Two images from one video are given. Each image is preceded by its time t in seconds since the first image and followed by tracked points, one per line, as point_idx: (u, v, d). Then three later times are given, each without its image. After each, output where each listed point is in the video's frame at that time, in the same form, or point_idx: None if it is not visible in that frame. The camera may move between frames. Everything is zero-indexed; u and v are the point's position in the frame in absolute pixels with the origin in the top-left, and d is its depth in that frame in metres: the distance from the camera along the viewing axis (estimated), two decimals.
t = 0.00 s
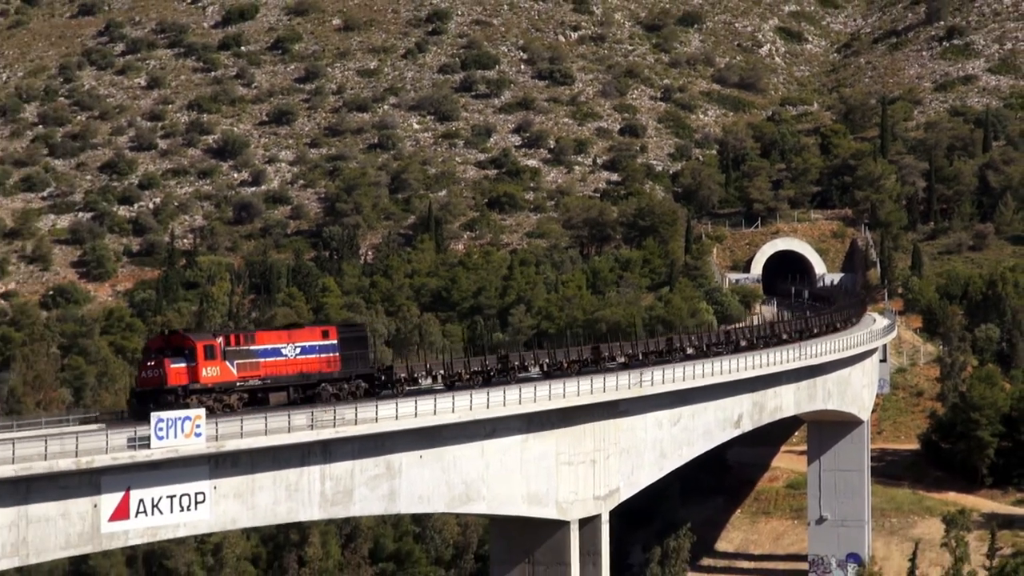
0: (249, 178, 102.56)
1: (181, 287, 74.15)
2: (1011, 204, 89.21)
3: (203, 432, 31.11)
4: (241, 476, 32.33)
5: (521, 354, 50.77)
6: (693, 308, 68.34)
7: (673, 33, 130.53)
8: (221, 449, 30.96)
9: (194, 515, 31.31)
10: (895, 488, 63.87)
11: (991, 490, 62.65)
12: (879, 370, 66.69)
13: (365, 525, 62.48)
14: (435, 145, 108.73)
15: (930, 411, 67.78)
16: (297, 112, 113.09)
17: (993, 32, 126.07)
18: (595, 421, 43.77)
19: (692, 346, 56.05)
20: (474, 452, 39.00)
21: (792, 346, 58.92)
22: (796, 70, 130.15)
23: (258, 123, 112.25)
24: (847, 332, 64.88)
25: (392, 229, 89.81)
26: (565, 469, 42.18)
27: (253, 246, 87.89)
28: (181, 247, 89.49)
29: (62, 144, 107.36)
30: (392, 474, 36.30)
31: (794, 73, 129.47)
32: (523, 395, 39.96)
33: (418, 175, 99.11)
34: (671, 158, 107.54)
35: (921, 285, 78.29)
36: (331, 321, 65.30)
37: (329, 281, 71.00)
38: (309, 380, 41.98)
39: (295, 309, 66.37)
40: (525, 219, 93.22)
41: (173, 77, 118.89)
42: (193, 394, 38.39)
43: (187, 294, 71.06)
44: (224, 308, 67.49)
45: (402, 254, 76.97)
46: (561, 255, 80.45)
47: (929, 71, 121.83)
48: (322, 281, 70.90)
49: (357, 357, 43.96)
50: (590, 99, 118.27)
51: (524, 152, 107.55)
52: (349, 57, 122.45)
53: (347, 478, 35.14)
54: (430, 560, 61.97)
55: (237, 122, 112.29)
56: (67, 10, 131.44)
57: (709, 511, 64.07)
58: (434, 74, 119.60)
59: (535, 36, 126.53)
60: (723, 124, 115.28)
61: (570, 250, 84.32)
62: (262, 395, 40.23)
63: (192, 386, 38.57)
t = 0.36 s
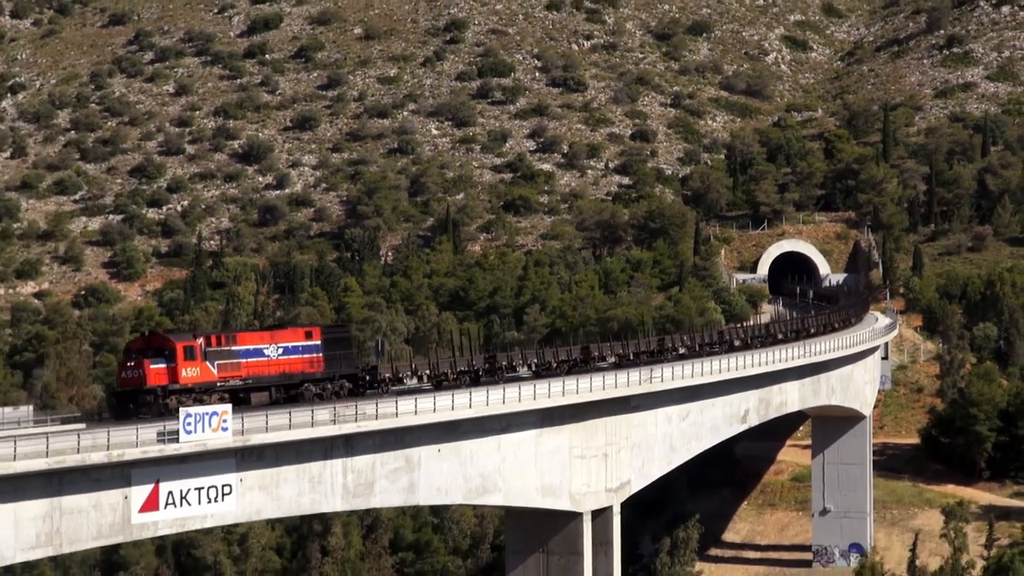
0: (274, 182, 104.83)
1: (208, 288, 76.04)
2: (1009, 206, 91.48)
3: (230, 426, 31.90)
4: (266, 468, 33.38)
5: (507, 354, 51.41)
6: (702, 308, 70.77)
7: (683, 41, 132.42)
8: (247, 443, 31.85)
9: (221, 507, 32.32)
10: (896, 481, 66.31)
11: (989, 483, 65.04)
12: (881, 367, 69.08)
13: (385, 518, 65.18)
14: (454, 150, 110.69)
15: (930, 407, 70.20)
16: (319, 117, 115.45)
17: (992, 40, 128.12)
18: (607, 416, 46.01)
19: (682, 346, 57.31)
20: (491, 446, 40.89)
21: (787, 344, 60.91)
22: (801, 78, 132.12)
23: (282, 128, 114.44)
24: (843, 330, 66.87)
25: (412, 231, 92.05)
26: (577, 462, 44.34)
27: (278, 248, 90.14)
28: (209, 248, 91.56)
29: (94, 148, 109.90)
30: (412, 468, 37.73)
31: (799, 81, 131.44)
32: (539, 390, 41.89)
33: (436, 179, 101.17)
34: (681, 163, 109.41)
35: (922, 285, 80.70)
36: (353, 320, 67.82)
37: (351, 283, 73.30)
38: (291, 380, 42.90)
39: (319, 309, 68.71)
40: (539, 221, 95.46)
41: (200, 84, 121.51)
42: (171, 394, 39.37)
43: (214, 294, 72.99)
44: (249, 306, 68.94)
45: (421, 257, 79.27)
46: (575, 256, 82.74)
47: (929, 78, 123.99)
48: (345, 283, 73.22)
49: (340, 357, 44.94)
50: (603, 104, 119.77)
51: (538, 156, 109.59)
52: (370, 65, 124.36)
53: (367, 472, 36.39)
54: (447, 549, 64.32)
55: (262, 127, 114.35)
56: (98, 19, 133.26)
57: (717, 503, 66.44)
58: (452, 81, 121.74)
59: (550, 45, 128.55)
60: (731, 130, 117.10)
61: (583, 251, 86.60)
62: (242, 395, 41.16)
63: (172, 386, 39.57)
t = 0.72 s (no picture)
0: (300, 186, 106.93)
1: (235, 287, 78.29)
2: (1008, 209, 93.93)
3: (257, 421, 33.28)
4: (292, 461, 34.77)
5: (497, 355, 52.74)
6: (711, 306, 73.23)
7: (693, 51, 135.03)
8: (273, 437, 33.18)
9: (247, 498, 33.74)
10: (899, 474, 68.74)
11: (989, 475, 67.46)
12: (884, 363, 71.56)
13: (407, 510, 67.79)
14: (473, 156, 112.71)
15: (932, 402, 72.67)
16: (343, 124, 117.81)
17: (991, 50, 130.35)
18: (620, 410, 48.04)
19: (675, 346, 59.00)
20: (508, 440, 42.56)
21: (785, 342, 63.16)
22: (807, 86, 134.18)
23: (308, 135, 117.03)
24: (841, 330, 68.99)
25: (433, 233, 94.56)
26: (592, 456, 46.19)
27: (303, 249, 92.68)
28: (237, 249, 93.73)
29: (127, 154, 112.34)
30: (432, 461, 39.29)
31: (805, 89, 133.52)
32: (554, 386, 43.50)
33: (456, 184, 103.11)
34: (691, 167, 111.32)
35: (924, 286, 83.22)
36: (376, 318, 70.68)
37: (374, 281, 75.82)
38: (275, 380, 44.43)
39: (342, 307, 71.21)
40: (555, 224, 97.97)
41: (229, 92, 124.10)
42: (152, 394, 40.78)
43: (242, 292, 75.46)
44: (276, 305, 72.23)
45: (440, 257, 81.75)
46: (589, 257, 85.24)
47: (931, 86, 126.27)
48: (368, 281, 75.71)
49: (324, 358, 46.28)
50: (616, 112, 122.16)
51: (554, 161, 111.94)
52: (393, 74, 126.79)
53: (390, 464, 37.97)
54: (467, 540, 66.75)
55: (288, 133, 116.99)
56: (131, 29, 137.68)
57: (727, 494, 69.33)
58: (471, 89, 123.97)
59: (565, 53, 131.22)
60: (740, 136, 119.13)
61: (598, 252, 89.10)
62: (224, 394, 42.50)
63: (153, 386, 40.99)
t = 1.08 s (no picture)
0: (324, 190, 108.78)
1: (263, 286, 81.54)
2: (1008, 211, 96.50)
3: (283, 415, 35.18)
4: (318, 454, 36.85)
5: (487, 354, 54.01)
6: (721, 306, 75.79)
7: (705, 57, 135.92)
8: (300, 431, 35.17)
9: (273, 489, 35.71)
10: (903, 466, 71.28)
11: (990, 468, 69.98)
12: (888, 360, 74.16)
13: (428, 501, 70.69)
14: (492, 159, 114.25)
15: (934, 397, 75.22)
16: (367, 129, 119.38)
17: (992, 57, 132.43)
18: (635, 406, 50.48)
19: (670, 345, 60.22)
20: (527, 433, 44.96)
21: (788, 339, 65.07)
22: (815, 92, 135.89)
23: (333, 139, 118.41)
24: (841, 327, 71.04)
25: (453, 234, 97.15)
26: (607, 448, 48.64)
27: (329, 250, 95.33)
28: (264, 250, 96.09)
29: (158, 157, 114.05)
30: (453, 454, 41.78)
31: (812, 94, 135.21)
32: (570, 382, 45.88)
33: (476, 186, 105.41)
34: (703, 171, 113.14)
35: (927, 285, 85.71)
36: (399, 317, 73.47)
37: (396, 282, 78.37)
38: (259, 379, 45.03)
39: (367, 306, 73.79)
40: (572, 225, 100.36)
41: (256, 98, 125.93)
42: (133, 394, 41.09)
43: (269, 293, 78.13)
44: (302, 303, 75.43)
45: (459, 259, 84.21)
46: (604, 258, 87.71)
47: (934, 92, 128.51)
48: (390, 283, 78.25)
49: (308, 358, 47.09)
50: (630, 117, 123.26)
51: (569, 165, 113.38)
52: (415, 81, 128.46)
53: (412, 457, 40.16)
54: (486, 529, 69.34)
55: (313, 138, 118.36)
56: (163, 38, 138.94)
57: (737, 486, 71.85)
58: (490, 95, 125.55)
59: (581, 61, 132.01)
60: (750, 140, 120.48)
61: (612, 253, 91.53)
62: (207, 394, 43.00)
63: (134, 386, 41.29)
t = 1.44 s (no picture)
0: (351, 194, 110.92)
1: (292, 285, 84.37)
2: (1011, 214, 99.06)
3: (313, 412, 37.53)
4: (344, 448, 39.53)
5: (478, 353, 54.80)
6: (733, 305, 78.52)
7: (717, 66, 137.08)
8: (327, 426, 37.53)
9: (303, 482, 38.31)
10: (910, 460, 73.78)
11: (994, 462, 72.42)
12: (895, 357, 76.73)
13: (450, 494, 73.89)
14: (513, 164, 116.10)
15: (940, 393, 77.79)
16: (392, 134, 121.37)
17: (995, 65, 134.57)
18: (650, 402, 52.85)
19: (667, 345, 61.66)
20: (545, 428, 47.35)
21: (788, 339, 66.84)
22: (823, 99, 137.70)
23: (359, 145, 120.43)
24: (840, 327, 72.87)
25: (475, 236, 99.91)
26: (624, 443, 51.03)
27: (355, 252, 98.20)
28: (293, 252, 98.68)
29: (191, 162, 116.23)
30: (474, 447, 44.15)
31: (821, 101, 137.03)
32: (586, 379, 48.12)
33: (497, 191, 108.02)
34: (716, 175, 115.79)
35: (932, 285, 88.25)
36: (422, 315, 76.16)
37: (421, 281, 81.12)
38: (244, 380, 45.39)
39: (392, 305, 76.51)
40: (589, 228, 102.85)
41: (286, 105, 127.60)
42: (115, 394, 41.53)
43: (297, 292, 81.05)
44: (330, 303, 77.85)
45: (480, 258, 86.85)
46: (620, 259, 90.31)
47: (939, 99, 130.76)
48: (414, 281, 80.99)
49: (296, 358, 47.24)
50: (644, 123, 124.97)
51: (587, 170, 115.13)
52: (437, 88, 129.38)
53: (435, 451, 42.68)
54: (507, 521, 72.31)
55: (341, 143, 120.35)
56: (196, 47, 140.78)
57: (749, 479, 74.46)
58: (511, 103, 126.70)
59: (598, 70, 133.57)
60: (762, 146, 122.49)
61: (628, 254, 94.17)
62: (193, 394, 43.50)
63: (116, 386, 41.70)
